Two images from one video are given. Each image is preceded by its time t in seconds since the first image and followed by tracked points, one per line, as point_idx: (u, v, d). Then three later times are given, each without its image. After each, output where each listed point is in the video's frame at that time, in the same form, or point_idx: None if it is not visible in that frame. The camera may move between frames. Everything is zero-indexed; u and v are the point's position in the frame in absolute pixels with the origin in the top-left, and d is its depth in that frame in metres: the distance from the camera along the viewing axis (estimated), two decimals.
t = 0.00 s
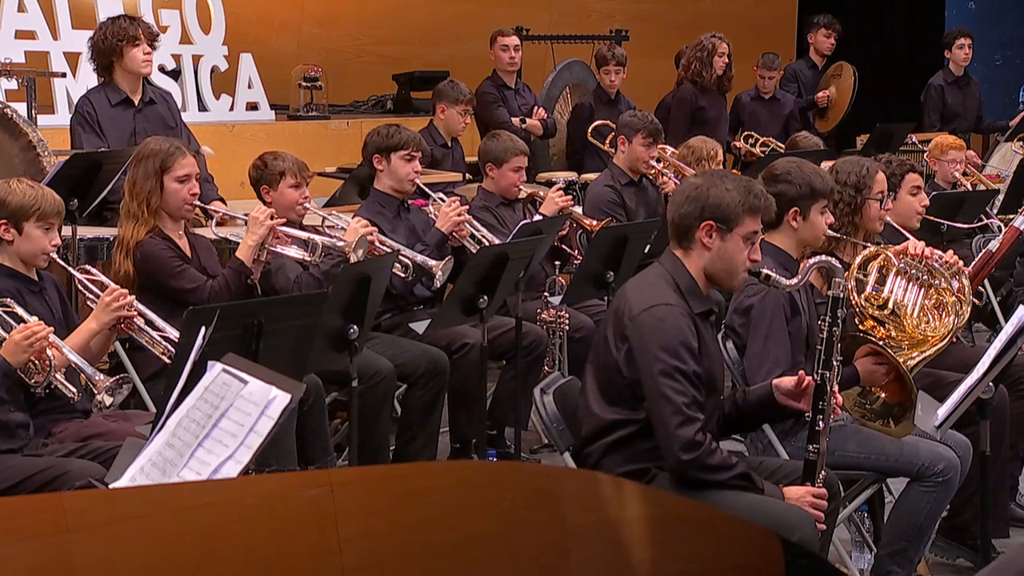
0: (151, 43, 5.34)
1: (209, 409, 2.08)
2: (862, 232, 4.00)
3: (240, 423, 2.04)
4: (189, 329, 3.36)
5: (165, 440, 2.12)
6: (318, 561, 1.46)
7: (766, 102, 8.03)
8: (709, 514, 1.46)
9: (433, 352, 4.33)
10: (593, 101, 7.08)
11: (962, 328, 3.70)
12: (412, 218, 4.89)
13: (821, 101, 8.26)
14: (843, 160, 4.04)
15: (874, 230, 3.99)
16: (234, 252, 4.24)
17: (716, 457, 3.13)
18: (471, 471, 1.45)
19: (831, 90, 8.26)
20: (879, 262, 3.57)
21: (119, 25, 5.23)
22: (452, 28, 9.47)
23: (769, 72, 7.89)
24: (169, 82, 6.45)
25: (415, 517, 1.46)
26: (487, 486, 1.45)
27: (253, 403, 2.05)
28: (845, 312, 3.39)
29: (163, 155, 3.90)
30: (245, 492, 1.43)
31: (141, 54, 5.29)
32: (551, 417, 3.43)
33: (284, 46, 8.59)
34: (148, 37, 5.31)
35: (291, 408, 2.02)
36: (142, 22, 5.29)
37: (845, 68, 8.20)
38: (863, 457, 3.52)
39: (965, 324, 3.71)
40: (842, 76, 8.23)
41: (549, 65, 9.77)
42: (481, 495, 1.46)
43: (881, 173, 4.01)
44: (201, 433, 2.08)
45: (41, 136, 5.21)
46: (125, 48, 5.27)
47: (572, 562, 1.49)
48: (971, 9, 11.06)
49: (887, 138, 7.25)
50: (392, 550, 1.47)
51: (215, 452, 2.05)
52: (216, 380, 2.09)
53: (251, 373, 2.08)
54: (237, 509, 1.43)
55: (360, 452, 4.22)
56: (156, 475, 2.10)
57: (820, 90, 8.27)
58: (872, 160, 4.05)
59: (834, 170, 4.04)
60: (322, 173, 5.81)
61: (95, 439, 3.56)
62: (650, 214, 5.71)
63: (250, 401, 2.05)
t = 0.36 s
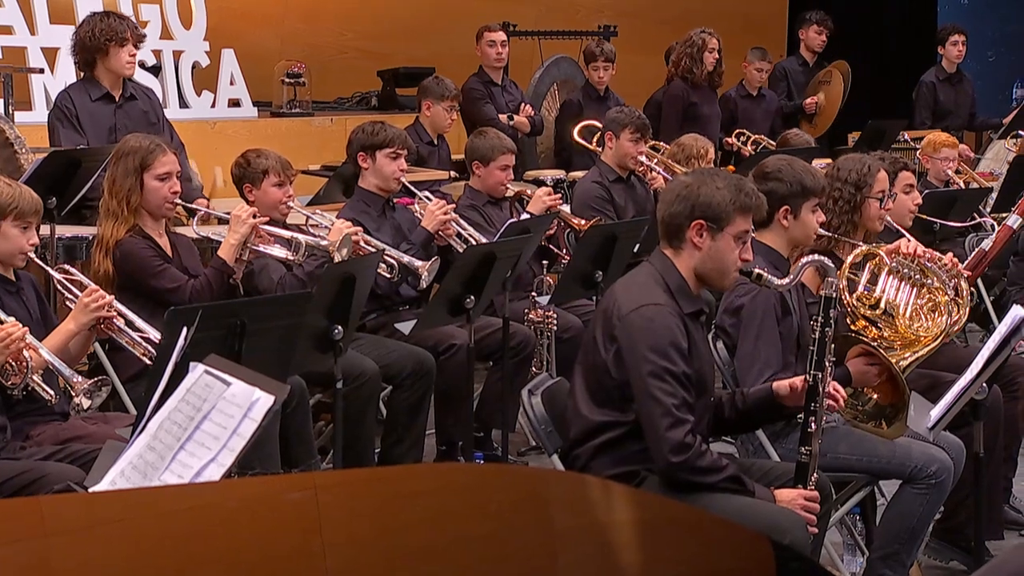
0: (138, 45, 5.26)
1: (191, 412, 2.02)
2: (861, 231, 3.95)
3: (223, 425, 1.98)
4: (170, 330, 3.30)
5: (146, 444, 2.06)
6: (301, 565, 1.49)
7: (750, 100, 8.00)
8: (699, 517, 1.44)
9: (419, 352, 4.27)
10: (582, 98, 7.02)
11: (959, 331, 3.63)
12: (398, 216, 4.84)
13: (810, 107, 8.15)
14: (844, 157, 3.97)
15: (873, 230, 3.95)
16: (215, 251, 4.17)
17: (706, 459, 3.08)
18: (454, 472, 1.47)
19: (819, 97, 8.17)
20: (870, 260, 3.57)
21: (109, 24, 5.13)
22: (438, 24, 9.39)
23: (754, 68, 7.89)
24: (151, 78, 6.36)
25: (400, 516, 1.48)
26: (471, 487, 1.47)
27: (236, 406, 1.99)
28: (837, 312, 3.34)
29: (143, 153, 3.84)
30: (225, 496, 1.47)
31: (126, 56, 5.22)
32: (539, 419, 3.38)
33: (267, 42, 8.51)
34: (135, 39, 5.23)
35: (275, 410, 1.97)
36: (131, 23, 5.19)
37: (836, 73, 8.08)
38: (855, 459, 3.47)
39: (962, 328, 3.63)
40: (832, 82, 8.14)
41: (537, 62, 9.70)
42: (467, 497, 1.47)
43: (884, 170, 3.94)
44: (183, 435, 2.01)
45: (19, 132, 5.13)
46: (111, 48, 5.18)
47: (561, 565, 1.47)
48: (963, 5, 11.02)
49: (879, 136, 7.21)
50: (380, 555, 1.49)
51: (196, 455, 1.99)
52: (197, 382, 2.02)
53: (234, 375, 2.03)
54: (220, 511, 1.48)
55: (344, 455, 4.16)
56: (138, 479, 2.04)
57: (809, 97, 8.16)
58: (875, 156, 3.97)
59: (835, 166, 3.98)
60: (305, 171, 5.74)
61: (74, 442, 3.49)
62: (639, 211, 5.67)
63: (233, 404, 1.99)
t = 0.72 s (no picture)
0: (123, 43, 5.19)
1: (169, 414, 2.08)
2: (863, 231, 3.90)
3: (201, 427, 2.05)
4: (148, 330, 3.23)
5: (122, 447, 2.10)
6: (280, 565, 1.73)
7: (725, 96, 7.89)
8: (678, 516, 1.79)
9: (402, 353, 4.21)
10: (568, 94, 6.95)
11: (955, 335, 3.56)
12: (380, 215, 4.77)
13: (795, 99, 8.15)
14: (849, 155, 3.91)
15: (874, 231, 3.90)
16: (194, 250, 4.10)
17: (695, 461, 3.02)
18: (434, 477, 1.82)
19: (806, 88, 8.16)
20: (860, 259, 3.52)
21: (94, 18, 5.08)
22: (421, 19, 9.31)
23: (729, 62, 7.77)
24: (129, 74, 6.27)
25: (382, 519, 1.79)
26: (455, 492, 1.83)
27: (216, 408, 2.07)
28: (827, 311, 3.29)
29: (119, 150, 3.77)
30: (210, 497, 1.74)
31: (110, 52, 5.14)
32: (525, 421, 3.31)
33: (248, 37, 8.42)
34: (121, 36, 5.16)
35: (254, 412, 2.05)
36: (116, 19, 5.13)
37: (821, 66, 8.08)
38: (845, 461, 3.42)
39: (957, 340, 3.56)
40: (818, 75, 8.11)
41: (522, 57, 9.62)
42: (450, 499, 1.83)
43: (890, 171, 3.87)
44: (161, 438, 2.08)
45: None
46: (95, 43, 5.11)
47: (546, 566, 1.78)
48: None
49: (869, 133, 7.16)
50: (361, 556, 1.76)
51: (175, 457, 2.05)
52: (176, 384, 2.10)
53: (213, 378, 2.10)
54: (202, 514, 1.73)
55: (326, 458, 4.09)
56: (114, 483, 2.08)
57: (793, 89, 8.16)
58: (881, 155, 3.91)
59: (840, 164, 3.92)
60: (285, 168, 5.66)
61: (49, 446, 3.41)
62: (625, 209, 5.60)
63: (212, 406, 2.07)
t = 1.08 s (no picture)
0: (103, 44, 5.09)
1: (149, 415, 2.01)
2: (861, 232, 3.85)
3: (182, 429, 1.97)
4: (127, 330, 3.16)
5: (101, 450, 2.03)
6: None
7: (715, 93, 7.83)
8: (671, 517, 1.64)
9: (386, 353, 4.14)
10: (554, 90, 6.89)
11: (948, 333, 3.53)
12: (364, 213, 4.70)
13: (788, 91, 8.06)
14: (847, 155, 3.86)
15: (871, 232, 3.86)
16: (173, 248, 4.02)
17: (684, 463, 2.97)
18: (418, 478, 1.58)
19: (798, 81, 8.07)
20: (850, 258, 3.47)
21: (76, 18, 4.96)
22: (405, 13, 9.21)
23: (718, 57, 7.74)
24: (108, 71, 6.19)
25: (364, 517, 1.55)
26: (437, 492, 1.59)
27: (197, 409, 1.98)
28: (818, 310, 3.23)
29: (97, 146, 3.70)
30: (187, 500, 1.50)
31: (88, 55, 5.05)
32: (512, 422, 3.25)
33: (229, 31, 8.33)
34: (101, 38, 5.06)
35: (236, 413, 1.97)
36: (98, 22, 5.02)
37: (812, 59, 8.06)
38: (836, 463, 3.36)
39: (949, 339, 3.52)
40: (810, 67, 8.08)
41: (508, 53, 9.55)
42: (435, 503, 1.59)
43: (888, 172, 3.84)
44: (140, 440, 2.00)
45: None
46: (74, 46, 5.02)
47: (533, 566, 1.59)
48: None
49: (860, 129, 7.13)
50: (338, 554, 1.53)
51: (154, 460, 1.97)
52: (156, 385, 2.01)
53: (194, 379, 2.02)
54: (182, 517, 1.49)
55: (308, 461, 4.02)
56: (92, 487, 2.01)
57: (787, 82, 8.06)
58: (879, 156, 3.87)
59: (838, 163, 3.86)
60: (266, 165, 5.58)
61: (25, 448, 3.34)
62: (612, 207, 5.55)
63: (192, 408, 1.98)
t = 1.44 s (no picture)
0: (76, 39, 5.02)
1: (124, 418, 1.94)
2: (840, 228, 3.80)
3: (158, 432, 1.90)
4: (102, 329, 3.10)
5: (75, 453, 1.96)
6: None
7: (710, 94, 7.75)
8: (667, 522, 1.48)
9: (366, 353, 4.07)
10: (537, 85, 6.84)
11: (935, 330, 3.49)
12: (344, 210, 4.64)
13: (774, 93, 8.04)
14: (824, 151, 3.81)
15: (850, 228, 3.80)
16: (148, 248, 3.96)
17: (671, 465, 2.91)
18: (402, 482, 1.50)
19: (784, 82, 8.03)
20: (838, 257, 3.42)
21: (48, 12, 4.89)
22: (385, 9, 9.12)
23: (715, 60, 7.66)
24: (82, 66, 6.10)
25: (344, 518, 1.49)
26: (419, 491, 1.50)
27: (174, 411, 1.91)
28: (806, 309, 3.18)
29: (71, 143, 3.63)
30: (164, 504, 1.46)
31: (61, 49, 4.97)
32: (495, 424, 3.19)
33: (206, 26, 8.24)
34: (74, 32, 4.99)
35: (215, 415, 1.91)
36: (72, 15, 4.97)
37: (799, 58, 7.97)
38: (824, 464, 3.31)
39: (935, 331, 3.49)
40: (795, 66, 8.01)
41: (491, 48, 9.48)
42: (420, 506, 1.50)
43: (865, 166, 3.77)
44: (116, 443, 1.93)
45: None
46: (46, 40, 4.94)
47: (514, 566, 1.46)
48: None
49: (848, 126, 7.09)
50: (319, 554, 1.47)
51: (131, 463, 1.90)
52: (132, 386, 1.95)
53: (170, 380, 1.95)
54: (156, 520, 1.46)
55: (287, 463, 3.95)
56: (66, 490, 1.94)
57: (773, 83, 8.05)
58: (856, 151, 3.81)
59: (813, 159, 3.82)
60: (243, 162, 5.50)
61: None
62: (596, 205, 5.49)
63: (169, 409, 1.92)
